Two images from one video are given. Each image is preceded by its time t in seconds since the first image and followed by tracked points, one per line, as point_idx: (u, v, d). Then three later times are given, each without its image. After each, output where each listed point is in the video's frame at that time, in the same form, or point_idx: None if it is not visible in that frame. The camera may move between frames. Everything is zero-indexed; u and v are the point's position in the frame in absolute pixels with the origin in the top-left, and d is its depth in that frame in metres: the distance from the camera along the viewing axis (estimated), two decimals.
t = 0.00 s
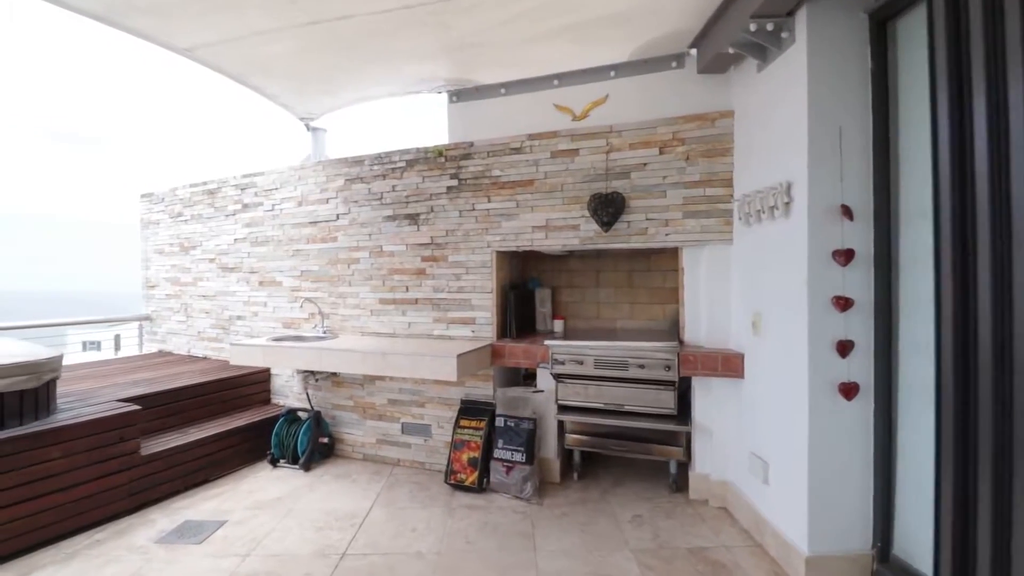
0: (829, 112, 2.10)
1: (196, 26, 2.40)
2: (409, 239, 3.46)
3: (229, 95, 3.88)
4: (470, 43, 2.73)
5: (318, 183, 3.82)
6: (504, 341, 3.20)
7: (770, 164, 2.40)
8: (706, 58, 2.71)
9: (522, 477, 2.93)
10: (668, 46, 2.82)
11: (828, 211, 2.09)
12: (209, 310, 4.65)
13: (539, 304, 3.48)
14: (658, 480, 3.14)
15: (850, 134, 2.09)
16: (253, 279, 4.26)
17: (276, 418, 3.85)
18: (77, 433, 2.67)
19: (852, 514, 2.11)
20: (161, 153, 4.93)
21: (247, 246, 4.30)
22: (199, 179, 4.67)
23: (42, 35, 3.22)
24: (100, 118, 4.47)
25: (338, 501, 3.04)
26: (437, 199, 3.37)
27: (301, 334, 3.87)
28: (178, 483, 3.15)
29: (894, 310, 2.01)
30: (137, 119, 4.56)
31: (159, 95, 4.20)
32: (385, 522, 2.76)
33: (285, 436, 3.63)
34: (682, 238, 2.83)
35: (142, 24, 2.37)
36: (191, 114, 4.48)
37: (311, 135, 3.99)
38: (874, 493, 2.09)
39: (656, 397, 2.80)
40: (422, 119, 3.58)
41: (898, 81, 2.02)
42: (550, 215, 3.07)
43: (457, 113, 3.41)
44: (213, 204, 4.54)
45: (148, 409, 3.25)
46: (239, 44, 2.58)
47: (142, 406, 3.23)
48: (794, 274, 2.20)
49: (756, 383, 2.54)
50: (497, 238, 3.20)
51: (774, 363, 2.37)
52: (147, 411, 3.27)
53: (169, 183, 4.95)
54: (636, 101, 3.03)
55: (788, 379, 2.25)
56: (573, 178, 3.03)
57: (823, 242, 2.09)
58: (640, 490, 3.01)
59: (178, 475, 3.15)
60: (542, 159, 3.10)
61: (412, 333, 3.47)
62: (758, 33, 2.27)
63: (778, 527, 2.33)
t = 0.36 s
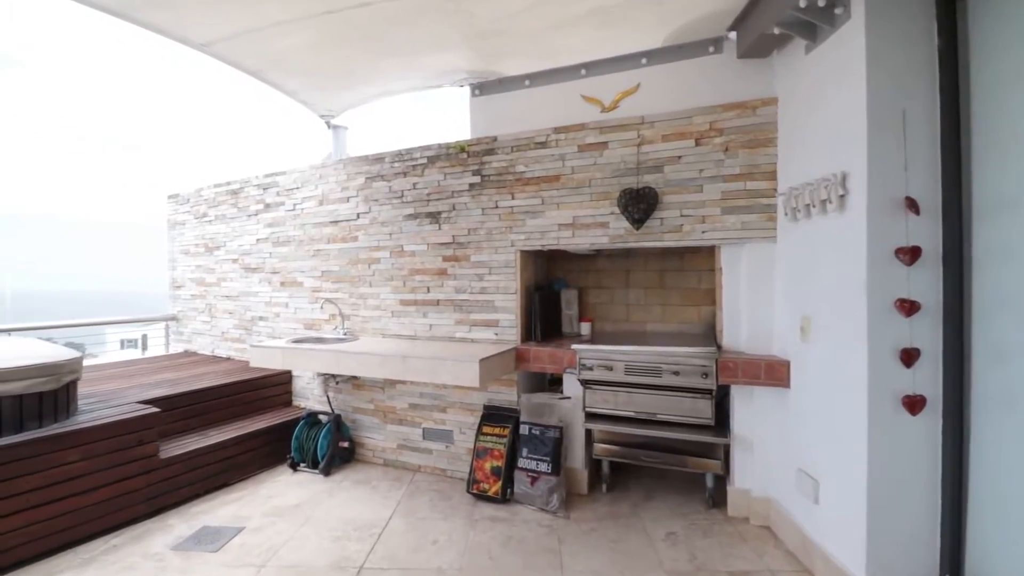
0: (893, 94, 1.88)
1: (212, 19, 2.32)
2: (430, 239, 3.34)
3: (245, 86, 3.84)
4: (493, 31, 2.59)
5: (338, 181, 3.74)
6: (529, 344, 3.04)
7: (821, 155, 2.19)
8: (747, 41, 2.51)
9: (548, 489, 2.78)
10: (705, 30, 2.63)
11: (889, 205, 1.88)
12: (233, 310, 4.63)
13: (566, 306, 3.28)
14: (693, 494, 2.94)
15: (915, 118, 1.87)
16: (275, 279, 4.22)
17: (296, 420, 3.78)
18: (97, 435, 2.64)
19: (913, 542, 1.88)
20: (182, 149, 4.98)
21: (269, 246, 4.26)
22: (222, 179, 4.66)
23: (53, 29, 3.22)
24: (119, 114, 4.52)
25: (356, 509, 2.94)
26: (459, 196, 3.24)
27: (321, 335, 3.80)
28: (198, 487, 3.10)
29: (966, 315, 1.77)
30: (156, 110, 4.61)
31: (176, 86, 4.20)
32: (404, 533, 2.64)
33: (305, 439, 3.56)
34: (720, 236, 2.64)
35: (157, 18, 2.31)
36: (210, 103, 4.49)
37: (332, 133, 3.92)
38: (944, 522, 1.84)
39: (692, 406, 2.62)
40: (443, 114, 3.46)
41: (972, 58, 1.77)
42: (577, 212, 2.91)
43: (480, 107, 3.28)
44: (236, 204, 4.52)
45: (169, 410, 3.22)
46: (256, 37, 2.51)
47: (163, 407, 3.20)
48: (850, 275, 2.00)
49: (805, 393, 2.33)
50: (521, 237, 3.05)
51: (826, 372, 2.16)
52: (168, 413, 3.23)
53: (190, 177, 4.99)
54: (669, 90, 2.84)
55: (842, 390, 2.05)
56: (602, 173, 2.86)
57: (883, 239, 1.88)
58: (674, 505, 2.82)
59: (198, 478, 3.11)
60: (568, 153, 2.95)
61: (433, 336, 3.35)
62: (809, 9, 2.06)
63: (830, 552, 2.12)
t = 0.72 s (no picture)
0: (969, 66, 1.60)
1: (223, 12, 2.23)
2: (450, 239, 3.21)
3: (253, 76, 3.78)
4: (516, 16, 2.42)
5: (358, 180, 3.64)
6: (554, 350, 2.87)
7: (884, 140, 1.95)
8: (796, 18, 2.28)
9: (574, 505, 2.60)
10: (747, 9, 2.41)
11: (966, 194, 1.61)
12: (255, 312, 4.60)
13: (593, 309, 3.13)
14: (732, 514, 2.72)
15: (997, 93, 1.58)
16: (295, 281, 4.16)
17: (316, 425, 3.70)
18: (112, 441, 2.58)
19: None
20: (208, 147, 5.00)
21: (289, 247, 4.20)
22: (245, 180, 4.64)
23: (70, 30, 3.26)
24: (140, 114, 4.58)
25: (374, 520, 2.82)
26: (481, 194, 3.09)
27: (340, 338, 3.71)
28: (215, 493, 3.04)
29: None
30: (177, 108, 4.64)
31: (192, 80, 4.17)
32: (422, 549, 2.50)
33: (323, 445, 3.47)
34: (763, 235, 2.42)
35: (169, 13, 2.23)
36: (226, 96, 4.47)
37: (352, 131, 3.82)
38: None
39: (732, 419, 2.40)
40: (466, 109, 3.32)
41: None
42: (605, 210, 2.73)
43: (503, 100, 3.12)
44: (258, 205, 4.48)
45: (187, 414, 3.18)
46: (270, 30, 2.41)
47: (180, 411, 3.15)
48: (920, 276, 1.74)
49: (867, 409, 2.07)
50: (546, 237, 2.88)
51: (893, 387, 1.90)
52: (186, 416, 3.18)
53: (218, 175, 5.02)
54: (707, 76, 2.63)
55: (910, 408, 1.79)
56: (633, 167, 2.67)
57: (958, 235, 1.62)
58: (712, 526, 2.60)
59: (215, 484, 3.04)
60: (596, 146, 2.76)
61: (454, 339, 3.21)
62: None
63: None
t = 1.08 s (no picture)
0: None
1: (244, 9, 2.18)
2: (479, 239, 3.08)
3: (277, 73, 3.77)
4: None
5: (386, 180, 3.57)
6: (588, 356, 2.70)
7: (968, 119, 1.64)
8: None
9: (610, 523, 2.42)
10: None
11: None
12: (287, 312, 4.61)
13: (629, 312, 2.95)
14: (785, 538, 2.48)
15: None
16: (325, 282, 4.13)
17: (344, 428, 3.65)
18: (141, 442, 2.58)
19: None
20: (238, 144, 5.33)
21: (320, 248, 4.17)
22: (278, 182, 4.67)
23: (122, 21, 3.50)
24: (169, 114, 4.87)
25: (400, 530, 2.73)
26: (511, 191, 2.95)
27: (369, 340, 3.64)
28: (243, 496, 3.02)
29: None
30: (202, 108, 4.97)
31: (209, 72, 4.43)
32: (449, 563, 2.38)
33: (351, 449, 3.40)
34: (820, 233, 2.19)
35: (190, 12, 2.19)
36: (249, 89, 4.70)
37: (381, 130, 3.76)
38: None
39: (786, 435, 2.18)
40: (495, 103, 3.20)
41: None
42: (642, 205, 2.54)
43: (533, 93, 2.98)
44: (290, 206, 4.49)
45: (216, 416, 3.17)
46: (292, 25, 2.35)
47: (210, 412, 3.15)
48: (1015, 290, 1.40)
49: (949, 424, 1.77)
50: (579, 235, 2.72)
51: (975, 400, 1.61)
52: (216, 418, 3.18)
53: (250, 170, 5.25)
54: (756, 59, 2.41)
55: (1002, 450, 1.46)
56: (674, 159, 2.47)
57: None
58: (762, 551, 2.38)
59: (243, 486, 3.02)
60: (632, 138, 2.58)
61: (483, 343, 3.09)
62: None
63: None
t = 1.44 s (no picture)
0: None
1: (276, 7, 2.16)
2: (515, 238, 2.98)
3: (315, 75, 3.78)
4: None
5: (421, 179, 3.52)
6: (629, 361, 2.55)
7: None
8: None
9: (654, 541, 2.25)
10: None
11: None
12: (326, 312, 4.65)
13: (674, 315, 2.78)
14: (851, 565, 2.24)
15: None
16: (362, 282, 4.13)
17: (380, 429, 3.62)
18: (179, 441, 2.62)
19: None
20: (298, 148, 5.37)
21: (357, 249, 4.18)
22: (317, 184, 4.73)
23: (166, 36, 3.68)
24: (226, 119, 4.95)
25: (432, 537, 2.65)
26: (547, 188, 2.83)
27: (404, 341, 3.60)
28: (280, 496, 3.04)
29: None
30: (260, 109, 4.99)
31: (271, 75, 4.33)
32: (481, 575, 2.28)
33: (386, 451, 3.36)
34: (892, 228, 1.96)
35: (225, 11, 2.19)
36: (300, 96, 4.68)
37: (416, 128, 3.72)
38: None
39: (852, 453, 1.96)
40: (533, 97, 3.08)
41: None
42: (690, 201, 2.36)
43: (571, 85, 2.85)
44: (329, 207, 4.53)
45: (255, 415, 3.21)
46: (324, 21, 2.32)
47: (248, 411, 3.18)
48: None
49: None
50: (619, 234, 2.57)
51: None
52: (254, 417, 3.22)
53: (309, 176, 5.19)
54: (817, 37, 2.18)
55: None
56: (724, 150, 2.28)
57: None
58: None
59: (279, 486, 3.03)
60: (678, 129, 2.40)
61: (518, 346, 2.98)
62: None
63: None
